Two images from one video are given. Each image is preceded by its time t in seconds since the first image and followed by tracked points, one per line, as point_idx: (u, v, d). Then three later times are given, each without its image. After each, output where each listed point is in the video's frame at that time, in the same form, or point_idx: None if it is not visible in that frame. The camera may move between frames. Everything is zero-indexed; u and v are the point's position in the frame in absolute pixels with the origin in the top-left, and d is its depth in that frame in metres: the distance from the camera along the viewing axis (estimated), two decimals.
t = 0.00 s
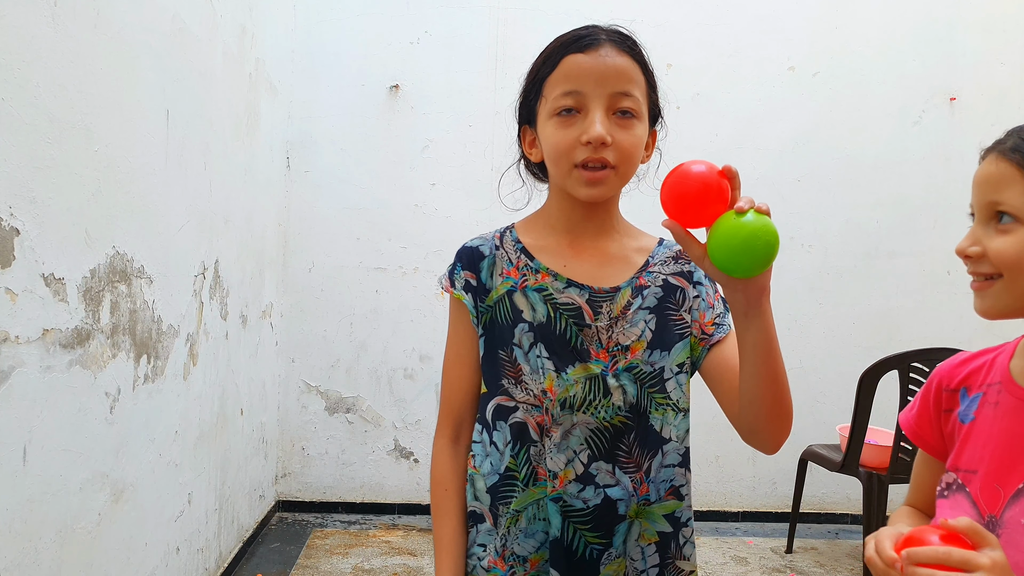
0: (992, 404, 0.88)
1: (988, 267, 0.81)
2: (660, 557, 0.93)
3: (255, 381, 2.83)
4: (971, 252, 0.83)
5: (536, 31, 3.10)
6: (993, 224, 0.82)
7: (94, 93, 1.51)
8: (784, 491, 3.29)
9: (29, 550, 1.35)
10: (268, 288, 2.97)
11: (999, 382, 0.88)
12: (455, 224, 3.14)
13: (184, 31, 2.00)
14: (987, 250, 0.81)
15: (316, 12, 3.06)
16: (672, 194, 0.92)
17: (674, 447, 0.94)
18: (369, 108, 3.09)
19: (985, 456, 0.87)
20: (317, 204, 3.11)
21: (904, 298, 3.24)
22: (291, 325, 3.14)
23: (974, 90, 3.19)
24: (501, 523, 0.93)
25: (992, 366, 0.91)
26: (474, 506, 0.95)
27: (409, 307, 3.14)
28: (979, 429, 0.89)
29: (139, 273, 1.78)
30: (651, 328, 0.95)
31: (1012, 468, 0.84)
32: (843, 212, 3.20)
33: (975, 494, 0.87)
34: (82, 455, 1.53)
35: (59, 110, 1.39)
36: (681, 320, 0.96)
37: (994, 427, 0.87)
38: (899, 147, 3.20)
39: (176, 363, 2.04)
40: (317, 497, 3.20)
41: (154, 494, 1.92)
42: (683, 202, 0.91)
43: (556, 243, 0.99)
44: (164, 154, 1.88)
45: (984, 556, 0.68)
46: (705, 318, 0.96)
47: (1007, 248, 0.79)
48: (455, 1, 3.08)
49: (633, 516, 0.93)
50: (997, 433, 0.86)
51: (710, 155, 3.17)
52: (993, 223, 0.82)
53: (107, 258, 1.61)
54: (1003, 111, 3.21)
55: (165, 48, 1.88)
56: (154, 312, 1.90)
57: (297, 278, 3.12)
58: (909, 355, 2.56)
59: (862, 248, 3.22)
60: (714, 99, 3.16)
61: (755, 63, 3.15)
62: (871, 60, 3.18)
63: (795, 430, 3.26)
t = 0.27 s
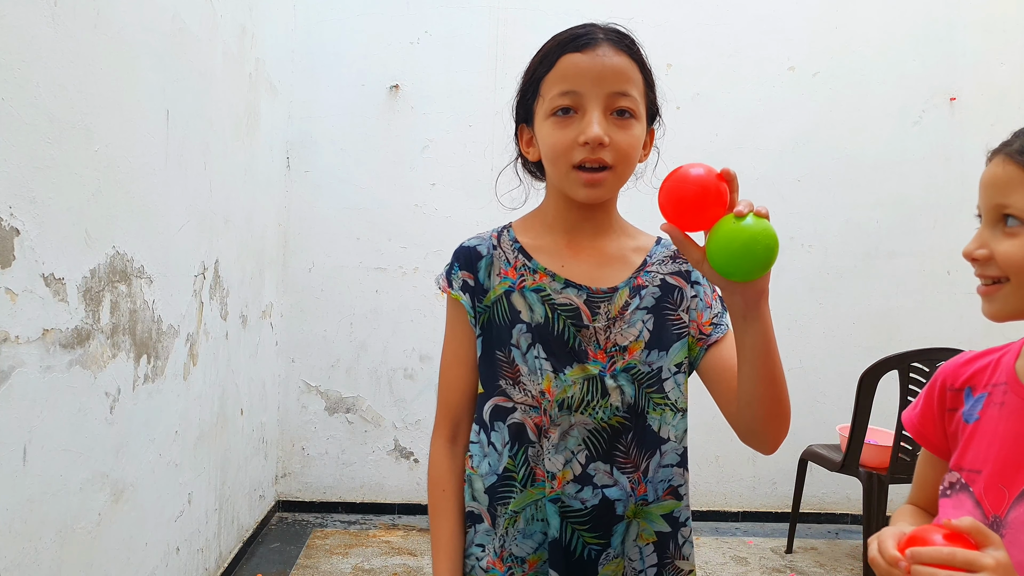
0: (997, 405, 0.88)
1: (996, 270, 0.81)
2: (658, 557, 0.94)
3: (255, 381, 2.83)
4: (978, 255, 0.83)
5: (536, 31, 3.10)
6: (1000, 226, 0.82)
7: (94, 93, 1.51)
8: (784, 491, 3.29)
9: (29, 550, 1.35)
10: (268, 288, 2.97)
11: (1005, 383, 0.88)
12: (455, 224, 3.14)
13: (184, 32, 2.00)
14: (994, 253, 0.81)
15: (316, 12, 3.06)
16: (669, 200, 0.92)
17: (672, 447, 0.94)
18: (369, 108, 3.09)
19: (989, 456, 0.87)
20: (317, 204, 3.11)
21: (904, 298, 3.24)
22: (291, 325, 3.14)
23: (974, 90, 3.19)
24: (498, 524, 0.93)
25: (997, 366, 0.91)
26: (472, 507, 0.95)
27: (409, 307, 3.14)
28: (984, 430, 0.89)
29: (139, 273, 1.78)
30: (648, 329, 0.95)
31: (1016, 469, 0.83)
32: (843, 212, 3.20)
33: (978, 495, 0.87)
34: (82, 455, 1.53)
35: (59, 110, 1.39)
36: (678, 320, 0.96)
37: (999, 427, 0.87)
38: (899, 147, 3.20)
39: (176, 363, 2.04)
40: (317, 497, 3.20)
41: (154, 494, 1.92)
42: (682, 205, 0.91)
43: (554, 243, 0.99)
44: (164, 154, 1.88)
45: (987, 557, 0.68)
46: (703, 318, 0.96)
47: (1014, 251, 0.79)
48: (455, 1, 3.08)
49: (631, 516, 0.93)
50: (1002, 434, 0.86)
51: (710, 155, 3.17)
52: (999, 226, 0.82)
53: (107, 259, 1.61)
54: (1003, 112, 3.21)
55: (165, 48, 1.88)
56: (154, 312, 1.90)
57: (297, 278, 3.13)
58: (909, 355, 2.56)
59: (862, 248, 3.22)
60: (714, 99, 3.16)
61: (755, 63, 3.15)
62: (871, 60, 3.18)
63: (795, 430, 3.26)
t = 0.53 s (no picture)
0: (998, 406, 0.88)
1: (993, 270, 0.81)
2: (657, 557, 0.93)
3: (255, 381, 2.83)
4: (976, 255, 0.83)
5: (536, 31, 3.10)
6: (998, 226, 0.82)
7: (94, 93, 1.51)
8: (784, 491, 3.29)
9: (29, 550, 1.35)
10: (268, 288, 2.97)
11: (1005, 384, 0.88)
12: (455, 225, 3.14)
13: (184, 32, 2.00)
14: (992, 253, 0.81)
15: (315, 12, 3.06)
16: (672, 198, 0.93)
17: (671, 447, 0.94)
18: (369, 108, 3.09)
19: (991, 458, 0.87)
20: (317, 204, 3.11)
21: (905, 298, 3.24)
22: (291, 325, 3.14)
23: (974, 90, 3.19)
24: (497, 524, 0.93)
25: (997, 366, 0.91)
26: (470, 507, 0.96)
27: (409, 307, 3.14)
28: (986, 431, 0.89)
29: (139, 273, 1.78)
30: (647, 328, 0.95)
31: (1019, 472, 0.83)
32: (843, 212, 3.20)
33: (981, 497, 0.87)
34: (82, 455, 1.53)
35: (59, 110, 1.39)
36: (678, 320, 0.96)
37: (1001, 428, 0.87)
38: (899, 147, 3.20)
39: (176, 363, 2.04)
40: (317, 497, 3.20)
41: (154, 494, 1.92)
42: (684, 203, 0.91)
43: (553, 242, 0.99)
44: (164, 154, 1.88)
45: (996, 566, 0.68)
46: (702, 318, 0.96)
47: (1011, 251, 0.79)
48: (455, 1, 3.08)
49: (629, 516, 0.93)
50: (1003, 436, 0.86)
51: (710, 155, 3.17)
52: (998, 226, 0.82)
53: (107, 259, 1.61)
54: (1003, 112, 3.21)
55: (165, 48, 1.88)
56: (154, 312, 1.90)
57: (297, 278, 3.13)
58: (909, 355, 2.55)
59: (862, 248, 3.22)
60: (714, 99, 3.15)
61: (755, 63, 3.15)
62: (871, 60, 3.18)
63: (795, 430, 3.26)
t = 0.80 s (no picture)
0: (1004, 407, 0.88)
1: (992, 272, 0.81)
2: (656, 556, 0.94)
3: (255, 381, 2.83)
4: (976, 257, 0.83)
5: (537, 31, 3.10)
6: (997, 228, 0.82)
7: (94, 93, 1.51)
8: (784, 491, 3.29)
9: (29, 550, 1.35)
10: (268, 288, 2.97)
11: (1011, 385, 0.88)
12: (455, 225, 3.14)
13: (184, 32, 2.00)
14: (990, 255, 0.81)
15: (316, 12, 3.06)
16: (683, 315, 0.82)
17: (668, 446, 0.96)
18: (369, 108, 3.09)
19: (997, 459, 0.87)
20: (317, 204, 3.11)
21: (904, 298, 3.24)
22: (291, 325, 3.14)
23: (974, 90, 3.19)
24: (496, 523, 0.93)
25: (1002, 366, 0.91)
26: (469, 506, 0.95)
27: (409, 307, 3.14)
28: (992, 432, 0.89)
29: (139, 273, 1.78)
30: (648, 327, 0.95)
31: None
32: (843, 212, 3.20)
33: (988, 497, 0.86)
34: (82, 455, 1.53)
35: (59, 110, 1.39)
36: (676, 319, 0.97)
37: (1007, 429, 0.87)
38: (899, 147, 3.20)
39: (176, 363, 2.04)
40: (317, 497, 3.20)
41: (154, 494, 1.92)
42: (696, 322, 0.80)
43: (552, 240, 0.99)
44: (164, 154, 1.88)
45: None
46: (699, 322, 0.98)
47: (1008, 253, 0.79)
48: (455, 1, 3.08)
49: (628, 515, 0.93)
50: (1009, 437, 0.86)
51: (710, 155, 3.16)
52: (995, 228, 0.82)
53: (107, 258, 1.61)
54: (1003, 112, 3.21)
55: (165, 48, 1.88)
56: (154, 312, 1.90)
57: (297, 278, 3.13)
58: (909, 355, 2.55)
59: (862, 248, 3.22)
60: (714, 99, 3.16)
61: (755, 63, 3.15)
62: (871, 60, 3.18)
63: (795, 430, 3.26)
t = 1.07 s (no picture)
0: (1016, 407, 0.88)
1: (1005, 279, 0.81)
2: (655, 556, 0.95)
3: (255, 381, 2.83)
4: (987, 264, 0.83)
5: (537, 31, 3.10)
6: (1007, 234, 0.81)
7: (94, 93, 1.51)
8: (784, 491, 3.29)
9: (29, 550, 1.35)
10: (268, 288, 2.97)
11: None
12: (455, 224, 3.14)
13: (184, 32, 2.00)
14: (1001, 261, 0.81)
15: (316, 12, 3.06)
16: None
17: (666, 448, 0.98)
18: (369, 108, 3.09)
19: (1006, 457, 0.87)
20: (317, 204, 3.11)
21: (904, 298, 3.24)
22: (291, 325, 3.14)
23: (974, 91, 3.19)
24: (497, 520, 0.93)
25: (1016, 366, 0.91)
26: (471, 503, 0.95)
27: (409, 307, 3.14)
28: (1002, 431, 0.88)
29: (139, 273, 1.78)
30: (652, 327, 0.96)
31: None
32: (843, 212, 3.20)
33: (996, 496, 0.87)
34: (82, 455, 1.53)
35: (59, 110, 1.39)
36: (676, 321, 0.98)
37: (1017, 429, 0.86)
38: (899, 147, 3.20)
39: (176, 363, 2.04)
40: (317, 497, 3.20)
41: (154, 494, 1.92)
42: None
43: (557, 237, 0.98)
44: (164, 154, 1.88)
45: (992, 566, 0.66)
46: (697, 328, 0.99)
47: (1019, 259, 0.79)
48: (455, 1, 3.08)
49: (629, 514, 0.94)
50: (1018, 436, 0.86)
51: (710, 155, 3.16)
52: (1006, 234, 0.82)
53: (107, 258, 1.61)
54: (1003, 112, 3.21)
55: (165, 49, 1.88)
56: (154, 312, 1.90)
57: (297, 278, 3.13)
58: (909, 355, 2.55)
59: (862, 248, 3.22)
60: (714, 99, 3.16)
61: (755, 63, 3.15)
62: (871, 60, 3.18)
63: (795, 430, 3.26)
